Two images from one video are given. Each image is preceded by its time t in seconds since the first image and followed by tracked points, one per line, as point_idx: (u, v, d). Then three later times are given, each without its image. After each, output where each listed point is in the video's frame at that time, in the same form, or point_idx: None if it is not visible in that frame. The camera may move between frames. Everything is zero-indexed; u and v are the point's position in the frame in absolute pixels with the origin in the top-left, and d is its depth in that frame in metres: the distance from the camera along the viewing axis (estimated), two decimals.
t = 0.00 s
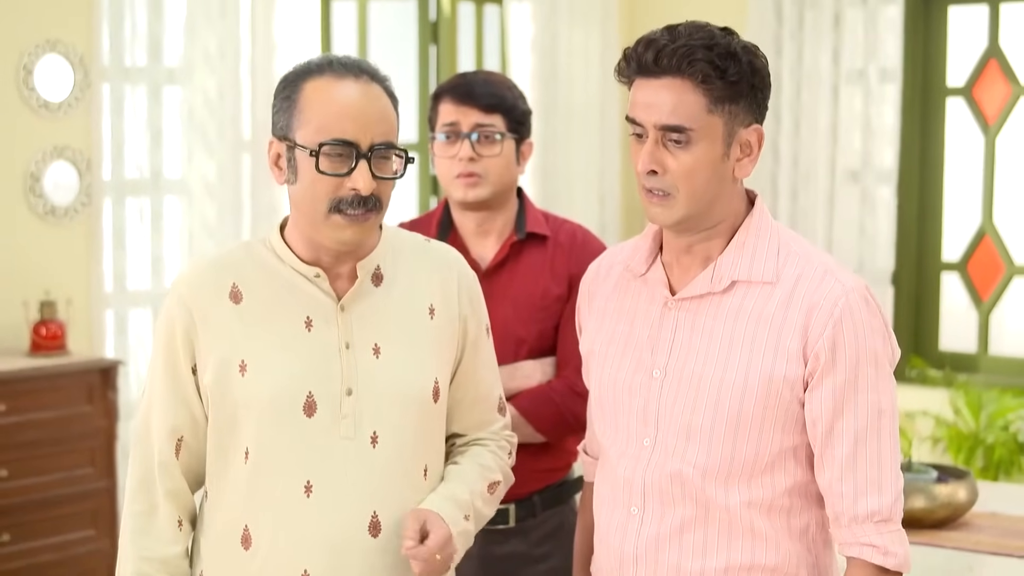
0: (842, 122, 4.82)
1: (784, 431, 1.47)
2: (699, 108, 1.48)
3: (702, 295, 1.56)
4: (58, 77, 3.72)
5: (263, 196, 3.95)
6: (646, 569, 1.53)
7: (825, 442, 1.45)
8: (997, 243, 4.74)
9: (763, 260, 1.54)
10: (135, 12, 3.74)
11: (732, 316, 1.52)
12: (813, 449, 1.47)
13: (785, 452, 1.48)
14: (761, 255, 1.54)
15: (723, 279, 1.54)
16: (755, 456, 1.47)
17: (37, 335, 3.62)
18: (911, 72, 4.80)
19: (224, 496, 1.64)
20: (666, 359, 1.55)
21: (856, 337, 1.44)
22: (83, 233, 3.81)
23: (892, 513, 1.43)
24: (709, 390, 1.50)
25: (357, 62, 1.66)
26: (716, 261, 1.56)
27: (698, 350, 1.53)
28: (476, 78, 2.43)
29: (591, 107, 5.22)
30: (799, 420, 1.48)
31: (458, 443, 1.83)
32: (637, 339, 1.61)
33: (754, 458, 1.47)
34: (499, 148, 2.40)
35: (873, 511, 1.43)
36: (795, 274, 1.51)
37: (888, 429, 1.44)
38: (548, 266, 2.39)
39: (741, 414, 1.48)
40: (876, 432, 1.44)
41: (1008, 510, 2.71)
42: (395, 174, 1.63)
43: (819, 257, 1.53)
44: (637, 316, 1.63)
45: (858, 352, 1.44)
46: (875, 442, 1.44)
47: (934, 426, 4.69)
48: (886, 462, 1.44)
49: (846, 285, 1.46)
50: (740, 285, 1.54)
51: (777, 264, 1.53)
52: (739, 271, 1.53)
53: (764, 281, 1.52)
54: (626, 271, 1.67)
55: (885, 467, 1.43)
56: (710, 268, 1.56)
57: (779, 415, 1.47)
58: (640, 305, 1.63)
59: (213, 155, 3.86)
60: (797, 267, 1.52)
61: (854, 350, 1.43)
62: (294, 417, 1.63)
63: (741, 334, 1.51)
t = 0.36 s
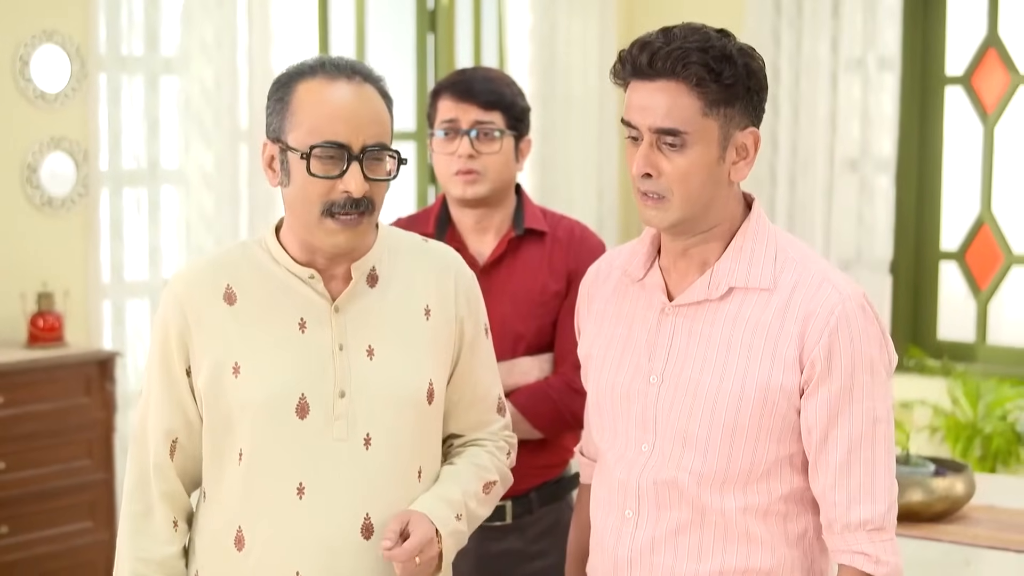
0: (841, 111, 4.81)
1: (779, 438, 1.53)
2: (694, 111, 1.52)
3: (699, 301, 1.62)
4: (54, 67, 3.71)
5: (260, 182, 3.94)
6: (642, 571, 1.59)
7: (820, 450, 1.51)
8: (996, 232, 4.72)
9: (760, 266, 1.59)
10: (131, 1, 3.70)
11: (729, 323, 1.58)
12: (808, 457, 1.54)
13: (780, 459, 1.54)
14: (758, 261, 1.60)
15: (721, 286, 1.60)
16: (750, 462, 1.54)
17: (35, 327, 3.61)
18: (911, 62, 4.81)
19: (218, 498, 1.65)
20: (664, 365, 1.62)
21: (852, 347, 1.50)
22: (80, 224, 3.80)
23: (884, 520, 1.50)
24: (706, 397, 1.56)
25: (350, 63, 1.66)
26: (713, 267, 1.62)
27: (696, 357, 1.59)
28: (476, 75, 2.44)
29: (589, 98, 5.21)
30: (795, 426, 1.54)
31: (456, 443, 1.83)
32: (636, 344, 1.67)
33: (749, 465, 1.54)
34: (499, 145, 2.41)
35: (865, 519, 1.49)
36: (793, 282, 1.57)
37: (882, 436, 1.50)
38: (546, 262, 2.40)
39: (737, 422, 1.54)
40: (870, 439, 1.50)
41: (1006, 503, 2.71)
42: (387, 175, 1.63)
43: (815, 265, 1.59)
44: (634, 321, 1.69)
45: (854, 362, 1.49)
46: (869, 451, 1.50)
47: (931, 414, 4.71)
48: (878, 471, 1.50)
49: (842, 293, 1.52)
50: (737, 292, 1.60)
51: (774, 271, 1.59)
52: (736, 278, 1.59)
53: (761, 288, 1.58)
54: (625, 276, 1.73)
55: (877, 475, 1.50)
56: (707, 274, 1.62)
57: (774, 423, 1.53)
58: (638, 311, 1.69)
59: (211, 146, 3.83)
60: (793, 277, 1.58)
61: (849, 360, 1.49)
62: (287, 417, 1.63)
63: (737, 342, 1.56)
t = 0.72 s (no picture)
0: (838, 100, 4.80)
1: (775, 436, 1.53)
2: (692, 112, 1.53)
3: (695, 299, 1.62)
4: (50, 58, 3.68)
5: (259, 168, 3.96)
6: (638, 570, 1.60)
7: (816, 448, 1.50)
8: (993, 221, 4.72)
9: (757, 264, 1.59)
10: None
11: (726, 320, 1.58)
12: (804, 455, 1.53)
13: (776, 458, 1.54)
14: (755, 259, 1.60)
15: (717, 284, 1.60)
16: (746, 461, 1.54)
17: (31, 318, 3.58)
18: (908, 52, 4.81)
19: (222, 498, 1.66)
20: (660, 363, 1.61)
21: (849, 344, 1.49)
22: (77, 215, 3.78)
23: (880, 520, 1.50)
24: (702, 394, 1.56)
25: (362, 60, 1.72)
26: (711, 265, 1.62)
27: (691, 354, 1.59)
28: (474, 70, 2.43)
29: (586, 89, 5.20)
30: (791, 425, 1.54)
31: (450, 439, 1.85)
32: (632, 341, 1.67)
33: (745, 463, 1.54)
34: (496, 141, 2.40)
35: (861, 519, 1.49)
36: (789, 280, 1.57)
37: (878, 435, 1.50)
38: (543, 256, 2.40)
39: (733, 420, 1.54)
40: (866, 438, 1.50)
41: (1003, 496, 2.70)
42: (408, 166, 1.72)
43: (812, 262, 1.58)
44: (631, 318, 1.68)
45: (850, 359, 1.49)
46: (865, 450, 1.49)
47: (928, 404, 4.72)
48: (874, 470, 1.50)
49: (839, 291, 1.52)
50: (734, 290, 1.60)
51: (771, 269, 1.59)
52: (733, 275, 1.59)
53: (758, 286, 1.58)
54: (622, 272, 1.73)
55: (873, 473, 1.50)
56: (704, 271, 1.62)
57: (770, 421, 1.53)
58: (635, 308, 1.69)
59: (208, 138, 3.83)
60: (791, 274, 1.57)
61: (846, 358, 1.49)
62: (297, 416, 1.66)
63: (734, 340, 1.56)
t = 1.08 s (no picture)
0: (836, 94, 4.79)
1: (772, 433, 1.53)
2: (688, 111, 1.53)
3: (692, 295, 1.62)
4: (47, 52, 3.66)
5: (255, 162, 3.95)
6: (636, 568, 1.60)
7: (813, 444, 1.50)
8: (990, 214, 4.72)
9: (753, 260, 1.59)
10: None
11: (722, 316, 1.59)
12: (801, 451, 1.53)
13: (774, 454, 1.54)
14: (752, 255, 1.60)
15: (713, 280, 1.60)
16: (743, 458, 1.54)
17: (28, 313, 3.58)
18: (905, 44, 4.81)
19: (229, 500, 1.65)
20: (657, 359, 1.62)
21: (844, 339, 1.49)
22: (74, 209, 3.77)
23: (879, 517, 1.50)
24: (697, 391, 1.57)
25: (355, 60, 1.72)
26: (707, 261, 1.62)
27: (687, 351, 1.59)
28: (472, 67, 2.42)
29: (585, 82, 5.18)
30: (788, 421, 1.54)
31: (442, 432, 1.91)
32: (629, 337, 1.67)
33: (742, 460, 1.54)
34: (494, 137, 2.39)
35: (860, 515, 1.49)
36: (786, 276, 1.56)
37: (876, 431, 1.50)
38: (541, 252, 2.40)
39: (729, 416, 1.54)
40: (864, 434, 1.49)
41: (1000, 491, 2.71)
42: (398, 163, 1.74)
43: (809, 258, 1.58)
44: (628, 313, 1.69)
45: (846, 355, 1.49)
46: (863, 446, 1.49)
47: (925, 398, 4.73)
48: (872, 466, 1.49)
49: (835, 287, 1.52)
50: (730, 286, 1.60)
51: (768, 265, 1.59)
52: (729, 271, 1.59)
53: (754, 282, 1.58)
54: (618, 267, 1.74)
55: (871, 469, 1.49)
56: (701, 268, 1.62)
57: (767, 418, 1.53)
58: (631, 303, 1.69)
59: (205, 132, 3.82)
60: (787, 270, 1.57)
61: (842, 353, 1.49)
62: (304, 413, 1.67)
63: (729, 336, 1.57)
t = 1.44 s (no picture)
0: (837, 91, 4.79)
1: (773, 433, 1.53)
2: (688, 110, 1.53)
3: (692, 294, 1.62)
4: (47, 50, 3.66)
5: (256, 160, 3.95)
6: (637, 568, 1.60)
7: (813, 445, 1.50)
8: (991, 212, 4.72)
9: (754, 260, 1.59)
10: None
11: (723, 315, 1.58)
12: (801, 451, 1.54)
13: (775, 454, 1.54)
14: (752, 254, 1.60)
15: (714, 280, 1.60)
16: (743, 458, 1.54)
17: (29, 311, 3.58)
18: (906, 41, 4.81)
19: (220, 498, 1.66)
20: (658, 359, 1.62)
21: (844, 339, 1.49)
22: (74, 207, 3.77)
23: (877, 517, 1.50)
24: (698, 391, 1.57)
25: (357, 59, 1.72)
26: (708, 261, 1.62)
27: (688, 350, 1.59)
28: (475, 64, 2.43)
29: (585, 79, 5.18)
30: (788, 421, 1.54)
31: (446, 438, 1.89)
32: (630, 336, 1.67)
33: (743, 460, 1.54)
34: (496, 134, 2.40)
35: (859, 516, 1.49)
36: (786, 275, 1.56)
37: (876, 431, 1.50)
38: (541, 251, 2.40)
39: (730, 416, 1.54)
40: (863, 434, 1.49)
41: (1001, 488, 2.71)
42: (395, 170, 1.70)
43: (809, 258, 1.58)
44: (629, 312, 1.69)
45: (846, 355, 1.49)
46: (863, 446, 1.49)
47: (926, 395, 4.73)
48: (872, 466, 1.49)
49: (836, 287, 1.51)
50: (730, 286, 1.60)
51: (768, 265, 1.59)
52: (730, 271, 1.59)
53: (755, 282, 1.58)
54: (620, 266, 1.74)
55: (870, 469, 1.49)
56: (701, 267, 1.62)
57: (767, 418, 1.53)
58: (632, 302, 1.69)
59: (205, 130, 3.82)
60: (787, 269, 1.57)
61: (841, 353, 1.49)
62: (293, 415, 1.67)
63: (730, 336, 1.57)
